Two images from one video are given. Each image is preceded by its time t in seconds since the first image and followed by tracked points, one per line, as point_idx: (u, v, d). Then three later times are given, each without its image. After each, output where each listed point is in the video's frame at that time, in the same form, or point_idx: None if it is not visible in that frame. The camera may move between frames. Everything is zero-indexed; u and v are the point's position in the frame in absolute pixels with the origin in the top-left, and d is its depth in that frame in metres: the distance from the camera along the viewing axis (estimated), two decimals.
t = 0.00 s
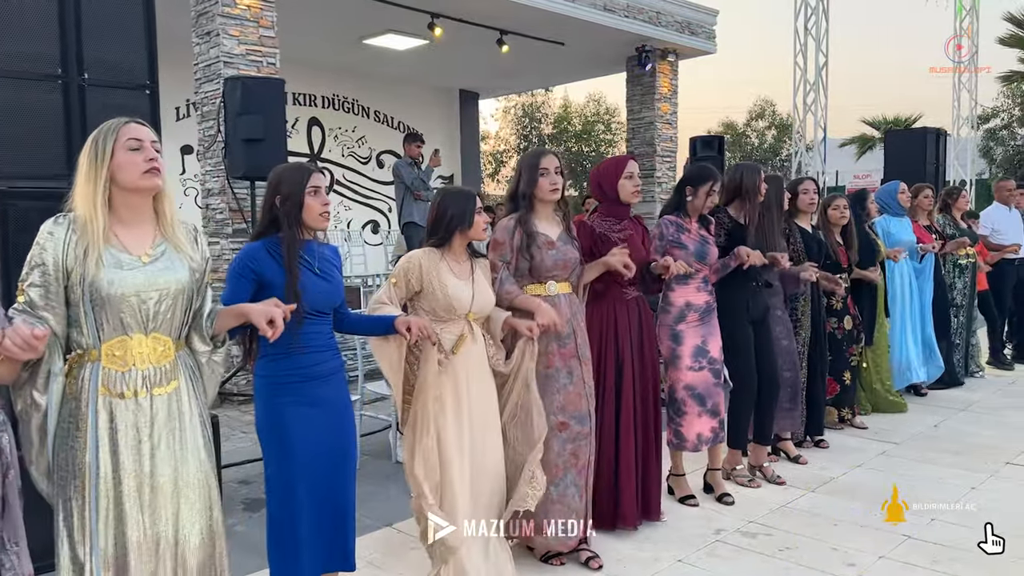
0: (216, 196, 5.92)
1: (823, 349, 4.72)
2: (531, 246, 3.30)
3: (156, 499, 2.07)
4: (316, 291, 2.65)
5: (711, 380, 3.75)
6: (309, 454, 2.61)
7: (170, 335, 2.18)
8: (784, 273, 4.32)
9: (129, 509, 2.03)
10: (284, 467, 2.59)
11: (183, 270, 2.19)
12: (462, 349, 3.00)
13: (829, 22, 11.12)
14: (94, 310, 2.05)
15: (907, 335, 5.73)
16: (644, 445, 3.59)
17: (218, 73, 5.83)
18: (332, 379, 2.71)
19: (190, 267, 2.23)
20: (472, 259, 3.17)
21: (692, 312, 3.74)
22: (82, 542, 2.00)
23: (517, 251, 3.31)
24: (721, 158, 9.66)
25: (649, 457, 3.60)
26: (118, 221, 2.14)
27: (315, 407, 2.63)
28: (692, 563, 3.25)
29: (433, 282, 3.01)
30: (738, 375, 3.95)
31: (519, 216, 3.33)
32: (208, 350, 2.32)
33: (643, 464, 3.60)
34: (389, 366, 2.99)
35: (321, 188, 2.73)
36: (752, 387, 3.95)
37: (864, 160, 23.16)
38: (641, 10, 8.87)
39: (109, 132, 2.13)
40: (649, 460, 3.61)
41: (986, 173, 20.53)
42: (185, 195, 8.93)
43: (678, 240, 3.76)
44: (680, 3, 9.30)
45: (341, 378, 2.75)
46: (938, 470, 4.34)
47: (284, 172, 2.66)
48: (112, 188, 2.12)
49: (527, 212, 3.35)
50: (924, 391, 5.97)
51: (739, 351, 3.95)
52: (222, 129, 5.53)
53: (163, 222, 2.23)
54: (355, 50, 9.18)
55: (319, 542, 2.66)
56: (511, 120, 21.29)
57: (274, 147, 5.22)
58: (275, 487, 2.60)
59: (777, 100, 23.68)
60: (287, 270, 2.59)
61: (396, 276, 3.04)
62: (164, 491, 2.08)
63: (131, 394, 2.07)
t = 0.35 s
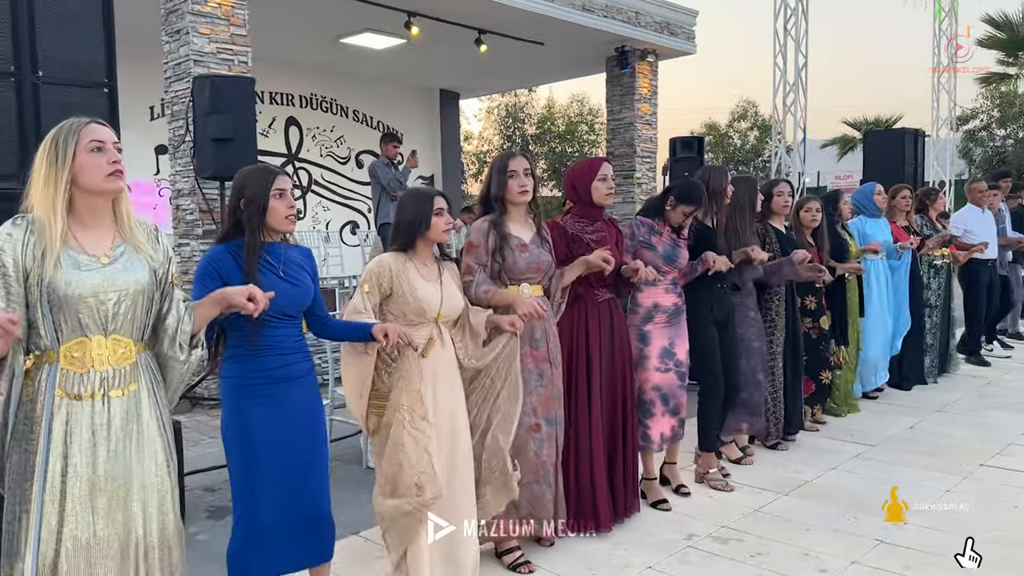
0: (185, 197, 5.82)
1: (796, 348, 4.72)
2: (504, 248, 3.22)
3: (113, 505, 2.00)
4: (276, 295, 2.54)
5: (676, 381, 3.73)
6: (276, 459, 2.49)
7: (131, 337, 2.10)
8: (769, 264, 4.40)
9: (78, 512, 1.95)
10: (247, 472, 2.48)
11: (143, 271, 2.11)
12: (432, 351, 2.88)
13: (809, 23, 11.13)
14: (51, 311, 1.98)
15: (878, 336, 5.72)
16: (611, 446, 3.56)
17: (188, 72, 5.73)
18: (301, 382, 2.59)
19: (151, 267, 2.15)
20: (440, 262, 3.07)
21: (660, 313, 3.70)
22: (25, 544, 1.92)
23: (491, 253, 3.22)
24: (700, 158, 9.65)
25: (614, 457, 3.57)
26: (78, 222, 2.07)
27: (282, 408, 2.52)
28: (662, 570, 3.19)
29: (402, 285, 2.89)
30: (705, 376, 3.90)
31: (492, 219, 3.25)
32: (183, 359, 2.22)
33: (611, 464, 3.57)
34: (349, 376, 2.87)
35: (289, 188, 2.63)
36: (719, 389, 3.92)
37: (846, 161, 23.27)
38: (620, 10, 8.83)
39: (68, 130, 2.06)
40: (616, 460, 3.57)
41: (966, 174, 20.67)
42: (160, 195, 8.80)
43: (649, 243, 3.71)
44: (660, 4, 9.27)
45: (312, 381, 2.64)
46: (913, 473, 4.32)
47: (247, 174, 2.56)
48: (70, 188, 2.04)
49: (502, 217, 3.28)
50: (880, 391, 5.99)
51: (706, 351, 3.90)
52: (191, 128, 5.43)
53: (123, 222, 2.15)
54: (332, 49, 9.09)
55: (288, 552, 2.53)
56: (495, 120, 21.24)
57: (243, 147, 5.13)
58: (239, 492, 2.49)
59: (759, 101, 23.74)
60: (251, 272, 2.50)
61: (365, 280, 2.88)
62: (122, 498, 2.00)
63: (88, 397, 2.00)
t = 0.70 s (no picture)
0: (154, 197, 5.74)
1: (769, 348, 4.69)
2: (485, 252, 3.16)
3: (110, 507, 2.06)
4: (267, 298, 2.42)
5: (650, 381, 3.71)
6: (269, 461, 2.42)
7: (120, 343, 2.15)
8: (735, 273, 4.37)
9: (71, 513, 1.99)
10: (237, 476, 2.39)
11: (133, 279, 2.15)
12: (412, 355, 2.82)
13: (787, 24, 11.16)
14: (45, 320, 1.99)
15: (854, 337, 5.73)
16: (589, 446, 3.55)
17: (157, 71, 5.64)
18: (294, 386, 2.50)
19: (140, 274, 2.19)
20: (424, 265, 3.00)
21: (637, 315, 3.67)
22: (14, 548, 1.93)
23: (471, 255, 3.16)
24: (678, 159, 9.66)
25: (592, 457, 3.56)
26: (67, 230, 2.08)
27: (273, 412, 2.43)
28: None
29: (382, 286, 2.84)
30: (677, 375, 3.84)
31: (473, 220, 3.20)
32: (158, 356, 2.27)
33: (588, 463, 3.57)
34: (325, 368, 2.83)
35: (275, 193, 2.53)
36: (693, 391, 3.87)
37: (825, 161, 23.38)
38: (597, 11, 8.81)
39: (58, 140, 2.06)
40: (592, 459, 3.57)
41: (943, 175, 20.85)
42: (133, 196, 8.70)
43: (629, 245, 3.69)
44: (638, 5, 9.27)
45: (304, 384, 2.56)
46: (885, 474, 4.31)
47: (234, 179, 2.47)
48: (61, 197, 2.06)
49: (485, 219, 3.22)
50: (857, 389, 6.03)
51: (680, 350, 3.84)
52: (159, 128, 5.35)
53: (111, 230, 2.18)
54: (308, 49, 9.01)
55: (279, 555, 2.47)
56: (476, 120, 21.17)
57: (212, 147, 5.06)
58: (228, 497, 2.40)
59: (739, 102, 23.80)
60: (241, 277, 2.39)
61: (343, 280, 2.86)
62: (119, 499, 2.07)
63: (83, 403, 2.04)
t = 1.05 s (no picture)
0: (115, 198, 5.60)
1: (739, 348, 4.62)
2: (447, 251, 3.09)
3: (50, 516, 1.95)
4: (223, 300, 2.31)
5: (620, 385, 3.62)
6: (225, 469, 2.30)
7: (63, 347, 2.04)
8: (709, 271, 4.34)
9: (8, 522, 1.88)
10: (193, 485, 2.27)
11: (76, 280, 2.06)
12: (377, 361, 2.72)
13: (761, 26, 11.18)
14: None
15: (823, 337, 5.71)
16: (563, 452, 3.45)
17: (117, 69, 5.51)
18: (251, 392, 2.39)
19: (84, 276, 2.10)
20: (393, 268, 2.89)
21: (606, 317, 3.59)
22: None
23: (434, 256, 3.08)
24: (653, 160, 9.64)
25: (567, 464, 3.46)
26: (7, 230, 1.99)
27: (230, 419, 2.31)
28: None
29: (348, 290, 2.74)
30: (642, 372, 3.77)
31: (436, 220, 3.12)
32: (115, 366, 2.14)
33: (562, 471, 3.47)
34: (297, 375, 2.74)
35: (233, 194, 2.39)
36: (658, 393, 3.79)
37: (800, 163, 23.53)
38: (571, 11, 8.76)
39: None
40: (568, 465, 3.46)
41: (916, 176, 21.05)
42: (98, 195, 8.63)
43: (602, 246, 3.64)
44: (611, 5, 9.22)
45: (258, 388, 2.43)
46: (854, 478, 4.28)
47: (191, 178, 2.33)
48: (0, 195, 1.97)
49: (448, 219, 3.15)
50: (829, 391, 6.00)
51: (647, 350, 3.77)
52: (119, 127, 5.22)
53: (54, 232, 2.09)
54: (278, 47, 8.88)
55: (242, 569, 2.33)
56: (453, 120, 21.05)
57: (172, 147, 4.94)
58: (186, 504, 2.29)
59: (715, 104, 23.88)
60: (198, 278, 2.27)
61: (313, 286, 2.73)
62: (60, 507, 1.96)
63: (22, 408, 1.94)
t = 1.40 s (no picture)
0: (77, 200, 5.43)
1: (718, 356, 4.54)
2: (410, 260, 2.96)
3: None
4: (163, 317, 2.17)
5: (594, 395, 3.51)
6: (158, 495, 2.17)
7: None
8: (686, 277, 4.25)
9: None
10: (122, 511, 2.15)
11: None
12: (335, 374, 2.60)
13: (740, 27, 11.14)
14: None
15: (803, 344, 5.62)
16: (537, 464, 3.35)
17: (78, 67, 5.34)
18: (190, 412, 2.26)
19: (9, 291, 1.98)
20: (353, 277, 2.76)
21: (580, 324, 3.49)
22: None
23: (397, 266, 2.95)
24: (632, 161, 9.56)
25: (541, 474, 3.37)
26: None
27: (166, 442, 2.18)
28: None
29: (303, 300, 2.60)
30: (615, 383, 3.66)
31: (400, 228, 2.99)
32: (42, 383, 2.06)
33: (538, 483, 3.37)
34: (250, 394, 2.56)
35: (174, 200, 2.26)
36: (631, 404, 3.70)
37: (780, 164, 23.59)
38: (548, 10, 8.65)
39: None
40: (542, 476, 3.38)
41: (895, 177, 21.13)
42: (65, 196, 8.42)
43: (575, 252, 3.53)
44: (589, 4, 9.13)
45: (202, 408, 2.31)
46: (834, 486, 4.20)
47: (128, 183, 2.20)
48: None
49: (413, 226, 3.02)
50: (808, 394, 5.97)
51: (619, 359, 3.66)
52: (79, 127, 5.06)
53: None
54: (250, 46, 8.71)
55: None
56: (433, 120, 20.87)
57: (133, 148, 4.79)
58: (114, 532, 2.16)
59: (696, 104, 23.87)
60: (135, 293, 2.14)
61: (266, 296, 2.58)
62: None
63: None
